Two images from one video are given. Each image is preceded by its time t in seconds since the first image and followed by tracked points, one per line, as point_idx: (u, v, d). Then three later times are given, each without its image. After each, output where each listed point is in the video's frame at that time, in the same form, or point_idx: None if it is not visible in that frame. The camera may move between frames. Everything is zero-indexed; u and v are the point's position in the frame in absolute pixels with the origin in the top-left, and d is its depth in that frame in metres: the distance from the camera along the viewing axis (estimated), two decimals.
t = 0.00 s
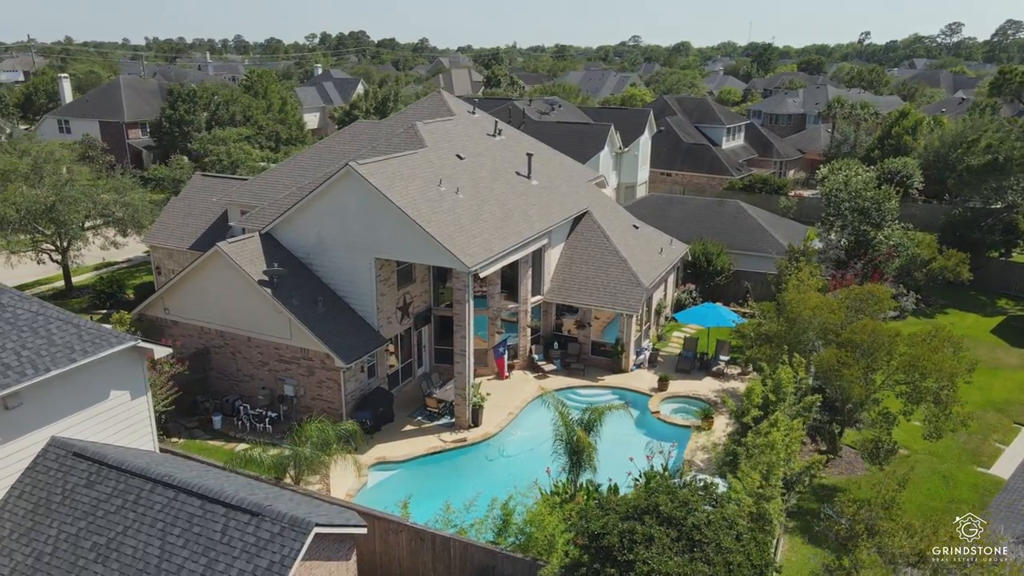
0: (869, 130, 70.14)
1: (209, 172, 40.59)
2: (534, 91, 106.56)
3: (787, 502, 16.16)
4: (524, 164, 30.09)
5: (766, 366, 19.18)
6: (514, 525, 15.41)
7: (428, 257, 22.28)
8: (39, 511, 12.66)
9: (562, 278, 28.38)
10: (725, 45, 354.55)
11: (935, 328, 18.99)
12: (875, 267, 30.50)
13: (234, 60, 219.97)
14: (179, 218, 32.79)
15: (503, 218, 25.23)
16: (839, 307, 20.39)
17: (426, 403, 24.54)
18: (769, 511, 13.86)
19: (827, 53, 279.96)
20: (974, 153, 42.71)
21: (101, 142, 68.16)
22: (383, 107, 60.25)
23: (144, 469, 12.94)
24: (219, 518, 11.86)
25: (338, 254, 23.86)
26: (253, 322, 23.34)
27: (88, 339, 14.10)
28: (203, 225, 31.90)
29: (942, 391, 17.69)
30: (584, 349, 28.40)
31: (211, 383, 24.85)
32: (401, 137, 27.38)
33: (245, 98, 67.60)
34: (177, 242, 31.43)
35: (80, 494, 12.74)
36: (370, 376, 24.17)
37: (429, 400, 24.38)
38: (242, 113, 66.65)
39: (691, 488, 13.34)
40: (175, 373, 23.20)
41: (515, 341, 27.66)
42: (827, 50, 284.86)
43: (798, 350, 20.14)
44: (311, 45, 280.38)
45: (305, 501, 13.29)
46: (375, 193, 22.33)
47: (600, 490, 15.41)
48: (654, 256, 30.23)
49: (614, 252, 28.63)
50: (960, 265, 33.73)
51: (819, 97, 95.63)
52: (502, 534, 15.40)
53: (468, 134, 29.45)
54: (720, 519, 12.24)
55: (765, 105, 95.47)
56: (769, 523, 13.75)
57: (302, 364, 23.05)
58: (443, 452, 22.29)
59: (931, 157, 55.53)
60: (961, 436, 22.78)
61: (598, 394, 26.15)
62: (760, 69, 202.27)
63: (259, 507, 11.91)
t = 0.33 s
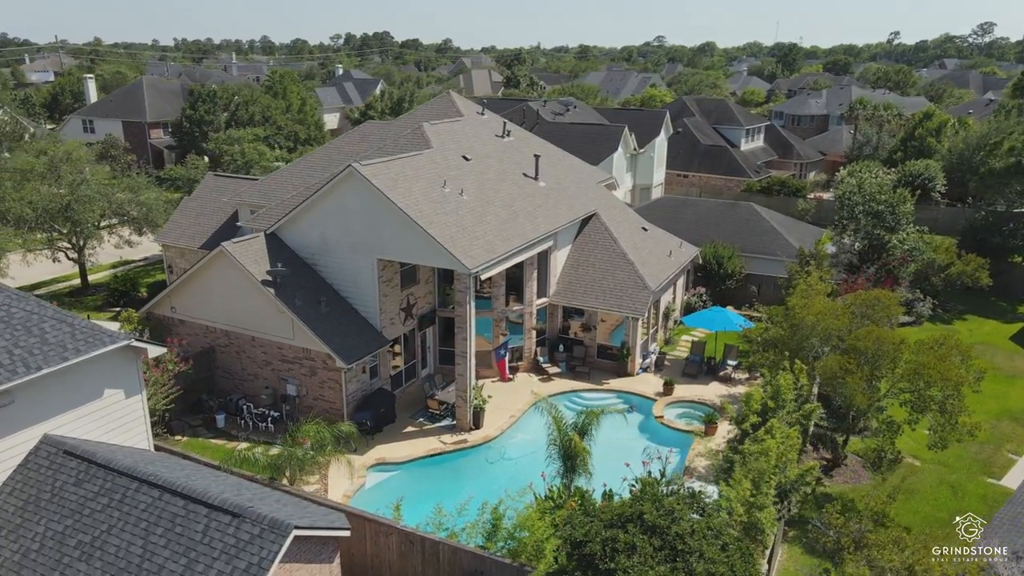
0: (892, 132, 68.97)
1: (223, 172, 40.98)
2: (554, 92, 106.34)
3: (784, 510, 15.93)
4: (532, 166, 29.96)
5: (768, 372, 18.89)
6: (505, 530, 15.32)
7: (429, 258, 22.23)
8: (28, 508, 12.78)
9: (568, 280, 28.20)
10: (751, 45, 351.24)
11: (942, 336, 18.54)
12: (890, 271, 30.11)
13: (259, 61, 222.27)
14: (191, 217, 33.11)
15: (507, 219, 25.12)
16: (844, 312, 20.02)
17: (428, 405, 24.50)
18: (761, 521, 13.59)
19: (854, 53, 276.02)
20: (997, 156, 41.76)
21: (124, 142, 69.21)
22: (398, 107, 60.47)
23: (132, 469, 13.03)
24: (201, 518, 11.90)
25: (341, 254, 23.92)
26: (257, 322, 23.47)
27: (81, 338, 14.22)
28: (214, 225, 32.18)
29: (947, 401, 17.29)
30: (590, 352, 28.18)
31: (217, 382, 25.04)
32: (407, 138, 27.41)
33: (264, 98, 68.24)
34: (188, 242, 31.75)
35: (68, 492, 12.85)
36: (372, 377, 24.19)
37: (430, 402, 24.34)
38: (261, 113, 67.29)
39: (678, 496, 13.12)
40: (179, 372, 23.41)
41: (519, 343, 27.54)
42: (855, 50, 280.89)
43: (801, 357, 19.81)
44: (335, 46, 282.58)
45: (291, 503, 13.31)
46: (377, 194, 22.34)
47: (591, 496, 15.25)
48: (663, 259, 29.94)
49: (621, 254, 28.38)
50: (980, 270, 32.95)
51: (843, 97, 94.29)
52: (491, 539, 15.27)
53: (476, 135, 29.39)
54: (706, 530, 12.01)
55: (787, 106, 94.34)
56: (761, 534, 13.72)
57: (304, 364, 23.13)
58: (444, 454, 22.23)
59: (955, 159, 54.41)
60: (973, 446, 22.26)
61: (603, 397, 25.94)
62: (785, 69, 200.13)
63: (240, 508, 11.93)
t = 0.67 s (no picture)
0: (916, 133, 67.75)
1: (238, 172, 41.40)
2: (574, 92, 106.09)
3: (778, 518, 15.68)
4: (539, 166, 29.87)
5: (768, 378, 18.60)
6: (494, 533, 15.24)
7: (431, 258, 22.21)
8: (19, 503, 12.95)
9: (575, 282, 28.06)
10: (777, 45, 347.76)
11: (947, 343, 18.17)
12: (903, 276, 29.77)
13: (284, 61, 224.47)
14: (203, 216, 33.48)
15: (511, 220, 25.07)
16: (848, 318, 19.69)
17: (430, 405, 24.48)
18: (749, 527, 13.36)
19: (884, 53, 271.75)
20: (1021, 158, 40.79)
21: (146, 141, 70.23)
22: (415, 108, 60.64)
23: (120, 466, 13.16)
24: (183, 516, 11.98)
25: (345, 254, 24.02)
26: (261, 321, 23.62)
27: (75, 336, 14.39)
28: (225, 224, 32.52)
29: (950, 408, 16.90)
30: (595, 354, 27.98)
31: (222, 380, 25.26)
32: (414, 139, 27.48)
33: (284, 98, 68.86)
34: (199, 241, 32.10)
35: (58, 487, 13.02)
36: (375, 377, 24.23)
37: (433, 402, 24.31)
38: (281, 113, 67.91)
39: (665, 501, 12.94)
40: (184, 369, 23.63)
41: (523, 345, 27.44)
42: (884, 50, 276.67)
43: (803, 363, 19.50)
44: (359, 46, 284.48)
45: (277, 502, 13.36)
46: (380, 194, 22.40)
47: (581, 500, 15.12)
48: (671, 261, 29.67)
49: (628, 256, 28.18)
50: (999, 274, 32.17)
51: (867, 98, 92.92)
52: (480, 541, 15.20)
53: (484, 136, 29.38)
54: (688, 538, 11.83)
55: (810, 107, 93.22)
56: (751, 541, 13.50)
57: (307, 363, 23.23)
58: (444, 455, 22.20)
59: (980, 161, 53.30)
60: (983, 455, 21.76)
61: (607, 400, 25.75)
62: (811, 69, 197.71)
63: (222, 507, 11.99)
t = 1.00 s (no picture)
0: (944, 134, 66.42)
1: (255, 171, 41.91)
2: (597, 92, 105.67)
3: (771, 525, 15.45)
4: (549, 167, 29.80)
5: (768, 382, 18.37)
6: (483, 534, 15.21)
7: (433, 258, 22.22)
8: (13, 494, 13.19)
9: (582, 283, 27.93)
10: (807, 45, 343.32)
11: (952, 349, 17.79)
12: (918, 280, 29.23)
13: (311, 62, 226.72)
14: (218, 214, 33.92)
15: (517, 220, 25.03)
16: (853, 322, 19.37)
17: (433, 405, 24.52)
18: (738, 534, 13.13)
19: (916, 53, 266.84)
20: None
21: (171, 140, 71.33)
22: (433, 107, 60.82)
23: (112, 460, 13.36)
24: (168, 511, 12.12)
25: (350, 254, 24.17)
26: (267, 319, 23.84)
27: (73, 331, 14.63)
28: (238, 222, 32.92)
29: (955, 416, 16.47)
30: (602, 356, 27.83)
31: (230, 377, 25.53)
32: (423, 139, 27.59)
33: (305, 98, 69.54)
34: (213, 238, 32.53)
35: (51, 480, 13.25)
36: (379, 376, 24.34)
37: (436, 402, 24.34)
38: (302, 113, 68.58)
39: (651, 504, 12.78)
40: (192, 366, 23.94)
41: (529, 346, 27.38)
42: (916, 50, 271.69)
43: (804, 368, 19.20)
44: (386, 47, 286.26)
45: (264, 498, 13.50)
46: (384, 194, 22.50)
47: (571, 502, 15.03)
48: (681, 263, 29.42)
49: (636, 258, 27.97)
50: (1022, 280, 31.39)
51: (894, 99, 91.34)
52: (469, 543, 15.16)
53: (493, 136, 29.40)
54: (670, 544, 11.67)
55: (836, 108, 91.91)
56: (741, 549, 13.27)
57: (311, 361, 23.39)
58: (445, 455, 22.20)
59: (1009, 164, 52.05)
60: (995, 464, 21.23)
61: (612, 402, 25.57)
62: (840, 70, 194.75)
63: (206, 503, 12.11)
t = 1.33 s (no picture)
0: (973, 136, 65.04)
1: (272, 170, 42.44)
2: (619, 92, 105.22)
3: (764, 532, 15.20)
4: (558, 167, 29.78)
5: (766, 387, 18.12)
6: (470, 534, 15.23)
7: (436, 258, 22.28)
8: (9, 484, 13.48)
9: (589, 284, 27.83)
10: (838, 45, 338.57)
11: (957, 356, 17.43)
12: (932, 284, 28.84)
13: (338, 62, 228.83)
14: (233, 213, 34.39)
15: (523, 221, 25.02)
16: (856, 326, 19.04)
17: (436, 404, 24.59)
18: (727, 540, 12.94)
19: (951, 53, 261.69)
20: None
21: (196, 140, 72.48)
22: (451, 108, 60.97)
23: (105, 453, 13.62)
24: (154, 504, 12.32)
25: (355, 253, 24.36)
26: (273, 317, 24.10)
27: (71, 326, 14.93)
28: (252, 220, 33.36)
29: (956, 425, 16.17)
30: (608, 357, 27.72)
31: (238, 373, 25.86)
32: (431, 139, 27.74)
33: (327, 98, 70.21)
34: (227, 236, 32.99)
35: (45, 471, 13.52)
36: (383, 374, 24.48)
37: (439, 402, 24.41)
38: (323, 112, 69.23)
39: (634, 505, 12.71)
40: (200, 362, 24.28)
41: (534, 347, 27.35)
42: (951, 50, 266.49)
43: (805, 373, 18.90)
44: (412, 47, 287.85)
45: (252, 494, 13.67)
46: (388, 194, 22.63)
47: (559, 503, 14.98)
48: (690, 265, 29.19)
49: (644, 259, 27.80)
50: None
51: (924, 100, 89.64)
52: (457, 543, 15.17)
53: (502, 136, 29.45)
54: (648, 549, 11.62)
55: (864, 109, 90.45)
56: (728, 555, 13.12)
57: (316, 359, 23.59)
58: (446, 454, 22.25)
59: None
60: (1005, 474, 20.75)
61: (616, 405, 25.43)
62: (871, 70, 191.85)
63: (191, 497, 12.29)
